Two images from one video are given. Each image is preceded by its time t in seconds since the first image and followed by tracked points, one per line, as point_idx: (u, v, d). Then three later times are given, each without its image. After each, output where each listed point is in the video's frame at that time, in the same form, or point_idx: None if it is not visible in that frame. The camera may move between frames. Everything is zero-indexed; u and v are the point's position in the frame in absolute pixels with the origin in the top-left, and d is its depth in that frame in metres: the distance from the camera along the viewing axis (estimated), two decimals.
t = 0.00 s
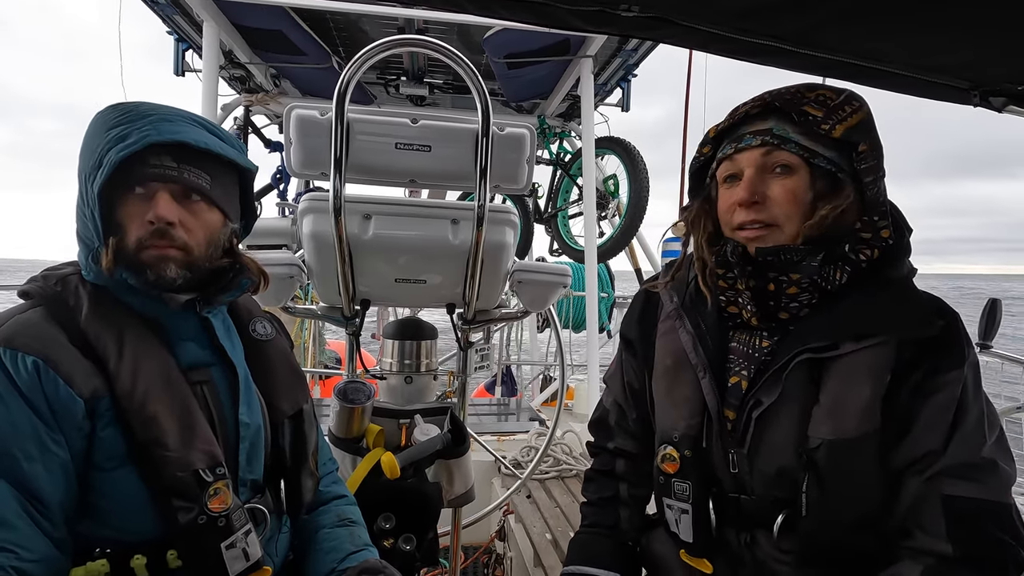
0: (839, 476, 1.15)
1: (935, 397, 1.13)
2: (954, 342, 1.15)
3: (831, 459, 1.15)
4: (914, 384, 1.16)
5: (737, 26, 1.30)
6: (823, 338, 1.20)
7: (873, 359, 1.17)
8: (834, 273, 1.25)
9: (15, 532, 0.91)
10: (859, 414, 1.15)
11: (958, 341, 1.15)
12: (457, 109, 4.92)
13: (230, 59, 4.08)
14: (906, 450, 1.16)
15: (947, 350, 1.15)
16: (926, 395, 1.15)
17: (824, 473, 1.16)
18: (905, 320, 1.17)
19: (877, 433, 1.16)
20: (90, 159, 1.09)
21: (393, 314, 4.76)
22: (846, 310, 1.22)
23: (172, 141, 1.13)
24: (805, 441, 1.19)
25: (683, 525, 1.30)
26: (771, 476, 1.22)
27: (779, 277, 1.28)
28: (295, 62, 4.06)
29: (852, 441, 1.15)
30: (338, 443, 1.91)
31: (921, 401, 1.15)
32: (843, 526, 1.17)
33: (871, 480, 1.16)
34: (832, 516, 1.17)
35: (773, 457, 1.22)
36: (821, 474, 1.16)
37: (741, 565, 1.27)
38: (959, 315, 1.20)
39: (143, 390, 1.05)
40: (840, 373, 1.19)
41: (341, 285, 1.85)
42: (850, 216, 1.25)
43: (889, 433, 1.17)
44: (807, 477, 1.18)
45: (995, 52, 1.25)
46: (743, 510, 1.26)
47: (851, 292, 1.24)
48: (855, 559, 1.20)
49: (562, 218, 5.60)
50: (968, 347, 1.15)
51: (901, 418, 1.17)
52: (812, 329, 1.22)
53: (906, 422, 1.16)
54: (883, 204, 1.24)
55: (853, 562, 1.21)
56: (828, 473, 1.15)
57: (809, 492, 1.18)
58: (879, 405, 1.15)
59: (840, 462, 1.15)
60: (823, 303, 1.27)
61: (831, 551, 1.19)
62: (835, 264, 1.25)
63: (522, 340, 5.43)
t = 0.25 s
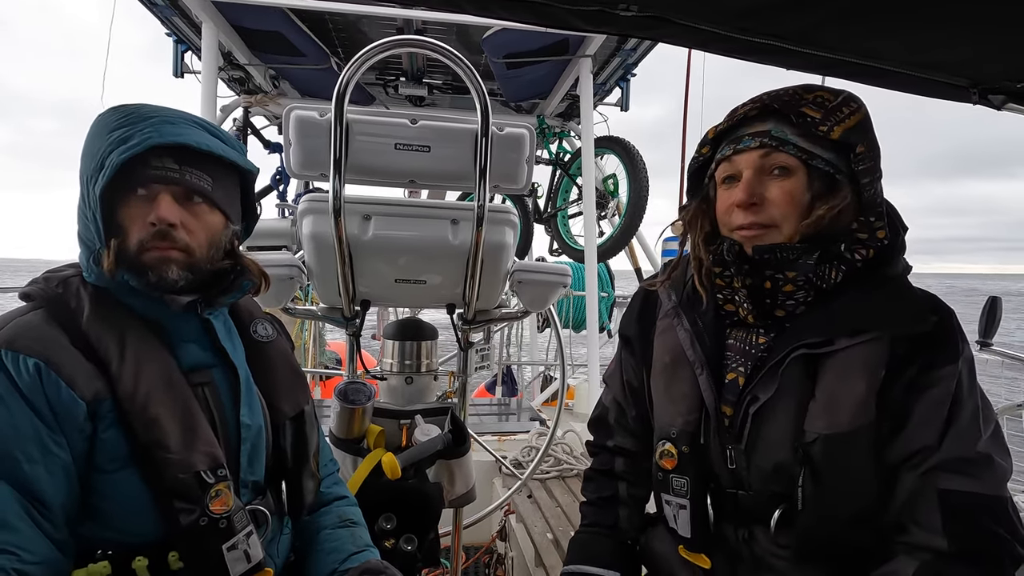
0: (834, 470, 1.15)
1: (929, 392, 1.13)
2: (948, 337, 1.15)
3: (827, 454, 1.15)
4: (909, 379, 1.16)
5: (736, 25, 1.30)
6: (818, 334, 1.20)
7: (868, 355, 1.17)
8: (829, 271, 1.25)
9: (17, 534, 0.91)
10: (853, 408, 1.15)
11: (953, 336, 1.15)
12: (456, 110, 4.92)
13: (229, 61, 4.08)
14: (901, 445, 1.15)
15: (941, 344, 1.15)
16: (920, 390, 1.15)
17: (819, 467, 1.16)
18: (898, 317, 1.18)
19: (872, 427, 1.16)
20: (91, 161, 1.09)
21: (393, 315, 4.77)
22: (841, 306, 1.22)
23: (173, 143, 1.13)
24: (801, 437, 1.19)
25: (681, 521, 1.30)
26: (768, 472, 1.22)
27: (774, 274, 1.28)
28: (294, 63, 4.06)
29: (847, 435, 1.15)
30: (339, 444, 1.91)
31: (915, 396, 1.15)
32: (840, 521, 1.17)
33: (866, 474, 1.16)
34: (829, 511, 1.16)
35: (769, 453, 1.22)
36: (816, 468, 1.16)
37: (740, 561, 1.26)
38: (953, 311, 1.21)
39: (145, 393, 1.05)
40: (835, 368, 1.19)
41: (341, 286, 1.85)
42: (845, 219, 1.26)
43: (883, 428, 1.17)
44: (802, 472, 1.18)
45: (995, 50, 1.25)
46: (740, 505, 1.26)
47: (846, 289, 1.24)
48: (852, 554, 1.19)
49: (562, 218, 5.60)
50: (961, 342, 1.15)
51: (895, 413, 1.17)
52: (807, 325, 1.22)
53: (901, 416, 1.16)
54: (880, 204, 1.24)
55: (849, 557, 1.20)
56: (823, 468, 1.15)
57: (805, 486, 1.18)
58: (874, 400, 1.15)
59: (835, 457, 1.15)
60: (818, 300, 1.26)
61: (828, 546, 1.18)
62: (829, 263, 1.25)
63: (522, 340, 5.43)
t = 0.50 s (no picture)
0: (836, 468, 1.15)
1: (930, 390, 1.14)
2: (950, 335, 1.15)
3: (828, 451, 1.15)
4: (910, 377, 1.16)
5: (735, 25, 1.30)
6: (819, 331, 1.20)
7: (870, 352, 1.16)
8: (830, 269, 1.25)
9: (17, 538, 0.91)
10: (854, 405, 1.15)
11: (954, 334, 1.15)
12: (456, 110, 4.92)
13: (228, 62, 4.09)
14: (902, 443, 1.15)
15: (942, 343, 1.15)
16: (922, 388, 1.15)
17: (821, 465, 1.16)
18: (900, 315, 1.17)
19: (874, 425, 1.15)
20: (88, 163, 1.09)
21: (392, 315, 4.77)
22: (842, 304, 1.22)
23: (170, 145, 1.13)
24: (803, 434, 1.19)
25: (683, 519, 1.31)
26: (768, 470, 1.22)
27: (776, 272, 1.27)
28: (292, 64, 4.07)
29: (848, 432, 1.14)
30: (340, 445, 1.91)
31: (916, 393, 1.15)
32: (841, 518, 1.16)
33: (868, 472, 1.15)
34: (830, 509, 1.16)
35: (770, 451, 1.21)
36: (818, 466, 1.16)
37: (740, 559, 1.26)
38: (955, 309, 1.20)
39: (144, 396, 1.05)
40: (836, 365, 1.18)
41: (342, 287, 1.85)
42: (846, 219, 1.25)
43: (884, 426, 1.17)
44: (804, 470, 1.17)
45: (995, 48, 1.25)
46: (742, 503, 1.26)
47: (847, 288, 1.24)
48: (854, 551, 1.19)
49: (562, 217, 5.60)
50: (963, 340, 1.15)
51: (897, 411, 1.16)
52: (809, 323, 1.22)
53: (903, 414, 1.16)
54: (882, 204, 1.24)
55: (850, 554, 1.20)
56: (825, 465, 1.15)
57: (806, 484, 1.17)
58: (875, 398, 1.15)
59: (836, 455, 1.15)
60: (818, 299, 1.27)
61: (829, 543, 1.18)
62: (832, 261, 1.25)
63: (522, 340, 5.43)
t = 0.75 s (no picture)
0: (836, 466, 1.14)
1: (930, 387, 1.13)
2: (948, 332, 1.15)
3: (828, 450, 1.15)
4: (908, 374, 1.16)
5: (734, 24, 1.30)
6: (819, 329, 1.20)
7: (869, 349, 1.16)
8: (828, 268, 1.25)
9: (16, 539, 0.92)
10: (853, 403, 1.15)
11: (952, 332, 1.15)
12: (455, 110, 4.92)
13: (227, 63, 4.09)
14: (901, 440, 1.15)
15: (941, 339, 1.15)
16: (921, 385, 1.14)
17: (820, 462, 1.15)
18: (899, 310, 1.16)
19: (873, 422, 1.15)
20: (84, 164, 1.09)
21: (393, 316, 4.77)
22: (841, 302, 1.21)
23: (166, 146, 1.13)
24: (803, 432, 1.19)
25: (683, 518, 1.31)
26: (768, 468, 1.22)
27: (775, 270, 1.27)
28: (292, 65, 4.07)
29: (847, 430, 1.14)
30: (340, 446, 1.91)
31: (915, 391, 1.15)
32: (841, 516, 1.16)
33: (868, 470, 1.15)
34: (831, 507, 1.15)
35: (770, 449, 1.22)
36: (818, 463, 1.16)
37: (741, 558, 1.25)
38: (953, 306, 1.20)
39: (141, 396, 1.05)
40: (835, 363, 1.18)
41: (341, 288, 1.85)
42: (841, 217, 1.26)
43: (884, 423, 1.17)
44: (804, 467, 1.17)
45: (993, 47, 1.25)
46: (742, 502, 1.24)
47: (846, 285, 1.24)
48: (852, 548, 1.19)
49: (562, 218, 5.60)
50: (961, 336, 1.15)
51: (896, 408, 1.16)
52: (807, 321, 1.22)
53: (902, 412, 1.16)
54: (880, 202, 1.24)
55: (850, 551, 1.19)
56: (825, 463, 1.15)
57: (806, 481, 1.17)
58: (875, 395, 1.15)
59: (835, 452, 1.15)
60: (816, 298, 1.27)
61: (830, 541, 1.18)
62: (829, 259, 1.25)
63: (523, 341, 5.43)
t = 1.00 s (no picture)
0: (829, 465, 1.13)
1: (921, 385, 1.13)
2: (938, 331, 1.15)
3: (821, 449, 1.13)
4: (900, 372, 1.16)
5: (734, 24, 1.30)
6: (811, 328, 1.20)
7: (862, 347, 1.16)
8: (819, 267, 1.24)
9: (15, 540, 0.92)
10: (846, 401, 1.14)
11: (943, 330, 1.15)
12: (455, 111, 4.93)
13: (227, 64, 4.09)
14: (894, 438, 1.15)
15: (931, 337, 1.15)
16: (913, 384, 1.14)
17: (814, 461, 1.14)
18: (890, 309, 1.17)
19: (866, 421, 1.15)
20: (81, 165, 1.09)
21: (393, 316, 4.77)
22: (833, 300, 1.21)
23: (163, 146, 1.13)
24: (796, 431, 1.18)
25: (679, 518, 1.30)
26: (763, 467, 1.22)
27: (767, 270, 1.27)
28: (292, 66, 4.07)
29: (841, 428, 1.13)
30: (340, 446, 1.91)
31: (907, 389, 1.15)
32: (835, 515, 1.15)
33: (861, 469, 1.14)
34: (825, 506, 1.14)
35: (765, 448, 1.22)
36: (811, 462, 1.14)
37: (738, 558, 1.26)
38: (944, 304, 1.20)
39: (139, 396, 1.05)
40: (827, 361, 1.18)
41: (341, 288, 1.85)
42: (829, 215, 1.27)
43: (876, 422, 1.16)
44: (797, 466, 1.16)
45: (992, 47, 1.25)
46: (738, 501, 1.25)
47: (836, 283, 1.25)
48: (845, 547, 1.18)
49: (562, 218, 5.60)
50: (952, 334, 1.15)
51: (889, 407, 1.16)
52: (800, 320, 1.22)
53: (894, 410, 1.16)
54: (870, 202, 1.24)
55: (845, 550, 1.19)
56: (819, 462, 1.13)
57: (800, 480, 1.16)
58: (866, 393, 1.14)
59: (830, 451, 1.13)
60: (807, 298, 1.26)
61: (824, 539, 1.17)
62: (821, 258, 1.25)
63: (523, 341, 5.43)
